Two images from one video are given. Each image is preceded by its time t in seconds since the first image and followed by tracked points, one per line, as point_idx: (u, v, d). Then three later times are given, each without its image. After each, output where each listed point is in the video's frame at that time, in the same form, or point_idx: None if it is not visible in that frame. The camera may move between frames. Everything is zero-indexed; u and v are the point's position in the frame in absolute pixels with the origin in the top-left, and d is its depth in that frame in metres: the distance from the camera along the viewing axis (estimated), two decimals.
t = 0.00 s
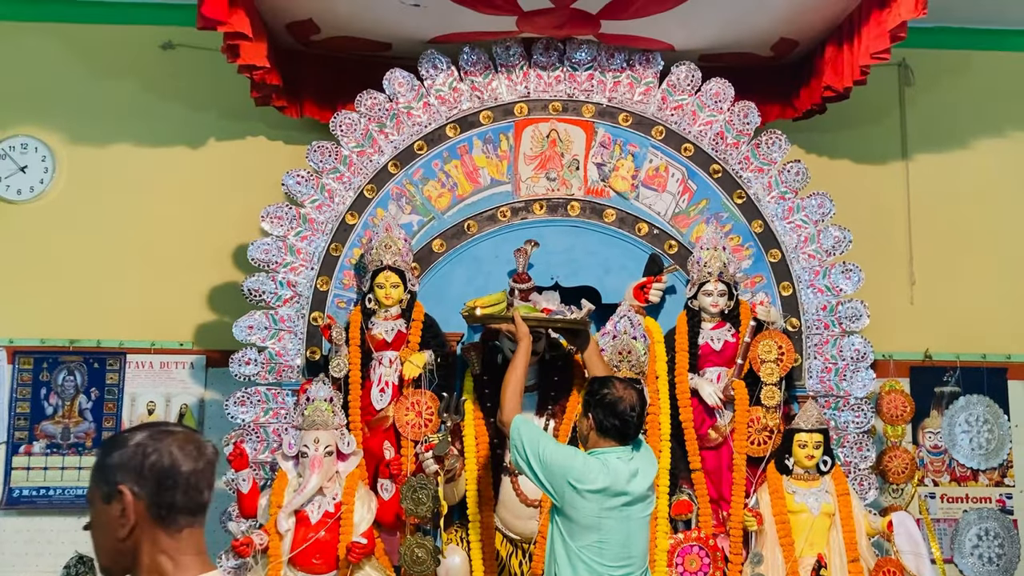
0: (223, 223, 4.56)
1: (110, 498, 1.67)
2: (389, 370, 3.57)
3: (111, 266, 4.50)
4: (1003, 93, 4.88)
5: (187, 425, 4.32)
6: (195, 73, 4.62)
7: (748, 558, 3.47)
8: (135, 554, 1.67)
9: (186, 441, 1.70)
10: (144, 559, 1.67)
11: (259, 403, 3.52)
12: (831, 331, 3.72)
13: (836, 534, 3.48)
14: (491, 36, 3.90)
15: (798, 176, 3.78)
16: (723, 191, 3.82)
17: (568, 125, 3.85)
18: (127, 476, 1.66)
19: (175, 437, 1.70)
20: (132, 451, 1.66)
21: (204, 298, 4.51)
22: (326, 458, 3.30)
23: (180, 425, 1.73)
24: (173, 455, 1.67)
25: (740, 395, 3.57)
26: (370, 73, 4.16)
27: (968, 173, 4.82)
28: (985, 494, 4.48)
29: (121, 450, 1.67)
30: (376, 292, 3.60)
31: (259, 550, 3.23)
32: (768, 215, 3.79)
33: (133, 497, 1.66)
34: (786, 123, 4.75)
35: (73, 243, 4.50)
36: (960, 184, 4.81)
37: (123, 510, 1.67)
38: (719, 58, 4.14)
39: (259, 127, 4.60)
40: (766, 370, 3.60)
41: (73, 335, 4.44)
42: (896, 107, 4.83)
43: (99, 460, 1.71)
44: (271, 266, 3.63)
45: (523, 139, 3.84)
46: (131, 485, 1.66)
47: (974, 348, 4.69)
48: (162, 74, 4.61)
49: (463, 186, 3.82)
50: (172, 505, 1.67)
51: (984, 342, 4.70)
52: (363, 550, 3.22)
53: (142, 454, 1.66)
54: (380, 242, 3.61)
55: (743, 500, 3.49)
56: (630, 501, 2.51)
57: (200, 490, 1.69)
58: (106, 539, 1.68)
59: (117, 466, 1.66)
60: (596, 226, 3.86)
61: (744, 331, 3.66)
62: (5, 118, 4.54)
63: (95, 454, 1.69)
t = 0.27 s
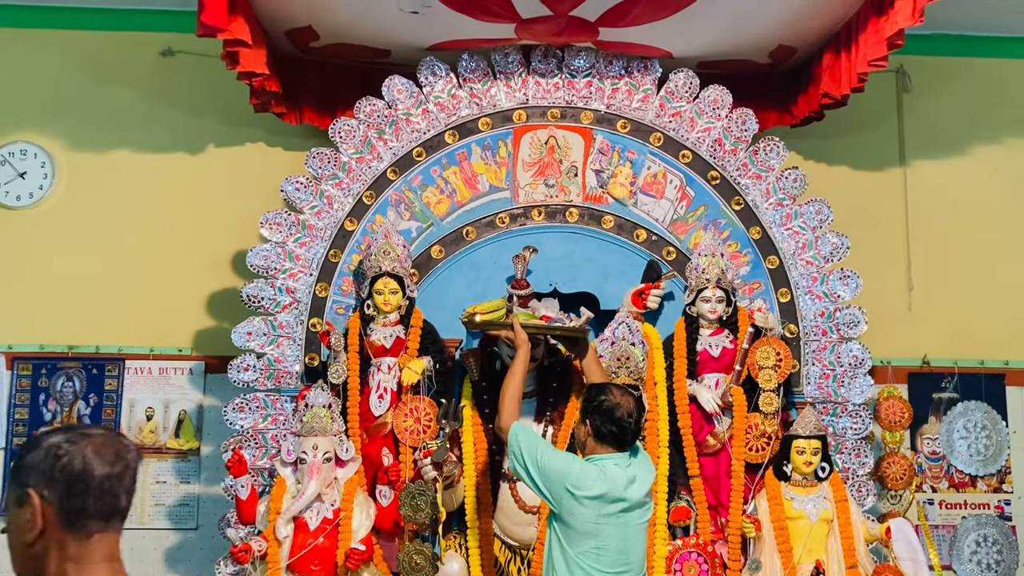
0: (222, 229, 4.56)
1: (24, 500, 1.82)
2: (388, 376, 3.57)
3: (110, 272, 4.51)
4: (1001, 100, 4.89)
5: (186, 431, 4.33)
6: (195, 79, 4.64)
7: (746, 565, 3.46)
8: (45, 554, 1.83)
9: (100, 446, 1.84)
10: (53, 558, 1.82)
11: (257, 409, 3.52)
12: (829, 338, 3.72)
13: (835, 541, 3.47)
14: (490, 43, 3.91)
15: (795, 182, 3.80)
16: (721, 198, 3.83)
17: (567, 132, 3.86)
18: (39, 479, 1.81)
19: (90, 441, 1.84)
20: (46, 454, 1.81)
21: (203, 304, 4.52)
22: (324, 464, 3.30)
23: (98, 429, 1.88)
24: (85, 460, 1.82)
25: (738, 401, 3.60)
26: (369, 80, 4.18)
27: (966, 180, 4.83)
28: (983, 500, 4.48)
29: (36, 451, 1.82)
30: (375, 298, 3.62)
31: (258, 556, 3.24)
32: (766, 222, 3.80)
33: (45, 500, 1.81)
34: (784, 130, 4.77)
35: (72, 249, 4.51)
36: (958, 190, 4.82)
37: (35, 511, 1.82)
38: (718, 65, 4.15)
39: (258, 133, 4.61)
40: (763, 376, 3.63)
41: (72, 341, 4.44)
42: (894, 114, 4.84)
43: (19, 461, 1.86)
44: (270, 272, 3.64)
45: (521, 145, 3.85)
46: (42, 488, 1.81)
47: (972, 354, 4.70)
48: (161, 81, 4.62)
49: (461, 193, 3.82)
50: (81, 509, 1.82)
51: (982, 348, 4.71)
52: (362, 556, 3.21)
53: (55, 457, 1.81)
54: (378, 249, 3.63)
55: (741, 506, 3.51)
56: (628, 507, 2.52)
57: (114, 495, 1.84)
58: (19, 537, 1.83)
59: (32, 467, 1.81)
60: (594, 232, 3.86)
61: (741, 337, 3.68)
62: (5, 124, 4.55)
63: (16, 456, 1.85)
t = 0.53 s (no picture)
0: (221, 233, 4.57)
1: None
2: (385, 381, 3.60)
3: (109, 276, 4.51)
4: (997, 104, 4.91)
5: (184, 435, 4.33)
6: (193, 83, 4.65)
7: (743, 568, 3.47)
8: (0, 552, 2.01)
9: (52, 452, 2.01)
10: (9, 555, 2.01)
11: (256, 413, 3.53)
12: (826, 341, 3.73)
13: (831, 545, 3.48)
14: (487, 48, 3.93)
15: (792, 186, 3.80)
16: (718, 202, 3.84)
17: (564, 136, 3.87)
18: None
19: (43, 448, 2.00)
20: None
21: (201, 308, 4.52)
22: (322, 468, 3.30)
23: (49, 436, 2.04)
24: (37, 466, 1.98)
25: (736, 405, 3.59)
26: (368, 84, 4.19)
27: (963, 184, 4.85)
28: (980, 504, 4.49)
29: None
30: (373, 303, 3.62)
31: (255, 560, 3.22)
32: (762, 226, 3.81)
33: None
34: (780, 135, 4.78)
35: (71, 254, 4.51)
36: (955, 194, 4.83)
37: None
38: (715, 70, 4.16)
39: (256, 138, 4.62)
40: (761, 380, 3.61)
41: (70, 345, 4.45)
42: (890, 118, 4.86)
43: None
44: (268, 276, 3.63)
45: (519, 150, 3.86)
46: None
47: (969, 358, 4.71)
48: (160, 85, 4.63)
49: (459, 197, 3.83)
50: (34, 512, 1.99)
51: (979, 352, 4.72)
52: (359, 560, 3.21)
53: (8, 462, 1.97)
54: (376, 253, 3.64)
55: (738, 510, 3.52)
56: (624, 511, 2.53)
57: (66, 499, 2.02)
58: None
59: None
60: (592, 237, 3.86)
61: (738, 341, 3.69)
62: (3, 129, 4.56)
63: None
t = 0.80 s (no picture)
0: (219, 234, 4.57)
1: None
2: (383, 381, 3.60)
3: (106, 277, 4.51)
4: (993, 105, 4.92)
5: (182, 436, 4.33)
6: (191, 84, 4.65)
7: (740, 568, 3.49)
8: None
9: (41, 453, 2.09)
10: None
11: (253, 414, 3.53)
12: (823, 342, 3.74)
13: (829, 545, 3.49)
14: (485, 49, 3.93)
15: (790, 187, 3.81)
16: (716, 203, 3.85)
17: (562, 137, 3.88)
18: None
19: (32, 449, 2.08)
20: None
21: (199, 309, 4.52)
22: (320, 469, 3.30)
23: (37, 438, 2.12)
24: (27, 465, 2.05)
25: (732, 405, 3.60)
26: (365, 85, 4.20)
27: (960, 185, 4.85)
28: (977, 503, 4.49)
29: None
30: (370, 304, 3.63)
31: (253, 560, 3.22)
32: (760, 227, 3.82)
33: None
34: (778, 135, 4.79)
35: (68, 254, 4.51)
36: (952, 195, 4.84)
37: None
38: (712, 70, 4.17)
39: (254, 138, 4.63)
40: (758, 380, 3.61)
41: (68, 345, 4.45)
42: (887, 119, 4.87)
43: None
44: (266, 277, 3.64)
45: (517, 151, 3.86)
46: None
47: (966, 358, 4.72)
48: (158, 86, 4.64)
49: (457, 198, 3.83)
50: (22, 511, 2.06)
51: (976, 352, 4.73)
52: (357, 561, 3.21)
53: None
54: (374, 254, 3.64)
55: (735, 510, 3.52)
56: (622, 512, 2.53)
57: (52, 499, 2.09)
58: None
59: None
60: (589, 237, 3.87)
61: (735, 341, 3.70)
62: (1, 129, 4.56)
63: None
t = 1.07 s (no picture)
0: (216, 231, 4.57)
1: None
2: (381, 378, 3.59)
3: (104, 274, 4.51)
4: (991, 101, 4.92)
5: (180, 433, 4.34)
6: (188, 81, 4.64)
7: (738, 564, 3.50)
8: None
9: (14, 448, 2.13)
10: None
11: (251, 411, 3.53)
12: (820, 338, 3.74)
13: (825, 540, 3.50)
14: (482, 45, 3.93)
15: (787, 184, 3.81)
16: (713, 199, 3.85)
17: (559, 134, 3.88)
18: None
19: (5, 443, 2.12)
20: None
21: (197, 306, 4.52)
22: (318, 465, 3.30)
23: (9, 435, 2.16)
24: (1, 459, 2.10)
25: (730, 401, 3.60)
26: (362, 82, 4.20)
27: (957, 181, 4.86)
28: (974, 499, 4.51)
29: None
30: (368, 300, 3.63)
31: (252, 557, 3.26)
32: (757, 223, 3.82)
33: None
34: (775, 132, 4.80)
35: (66, 251, 4.51)
36: (949, 191, 4.85)
37: None
38: (709, 67, 4.17)
39: (251, 135, 4.62)
40: (755, 376, 3.63)
41: (66, 343, 4.45)
42: (885, 115, 4.87)
43: None
44: (263, 274, 3.65)
45: (514, 148, 3.86)
46: None
47: (963, 354, 4.73)
48: (155, 83, 4.63)
49: (455, 195, 3.84)
50: None
51: (973, 348, 4.74)
52: (355, 557, 3.21)
53: None
54: (372, 251, 3.64)
55: (733, 506, 3.52)
56: (619, 508, 2.54)
57: (23, 494, 2.12)
58: None
59: None
60: (587, 234, 3.87)
61: (733, 338, 3.70)
62: None
63: None
